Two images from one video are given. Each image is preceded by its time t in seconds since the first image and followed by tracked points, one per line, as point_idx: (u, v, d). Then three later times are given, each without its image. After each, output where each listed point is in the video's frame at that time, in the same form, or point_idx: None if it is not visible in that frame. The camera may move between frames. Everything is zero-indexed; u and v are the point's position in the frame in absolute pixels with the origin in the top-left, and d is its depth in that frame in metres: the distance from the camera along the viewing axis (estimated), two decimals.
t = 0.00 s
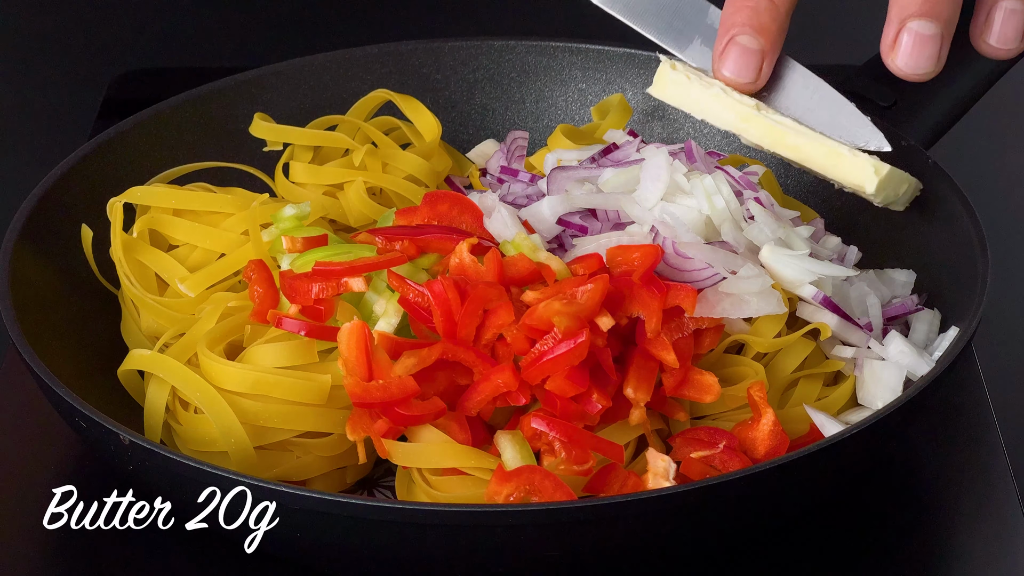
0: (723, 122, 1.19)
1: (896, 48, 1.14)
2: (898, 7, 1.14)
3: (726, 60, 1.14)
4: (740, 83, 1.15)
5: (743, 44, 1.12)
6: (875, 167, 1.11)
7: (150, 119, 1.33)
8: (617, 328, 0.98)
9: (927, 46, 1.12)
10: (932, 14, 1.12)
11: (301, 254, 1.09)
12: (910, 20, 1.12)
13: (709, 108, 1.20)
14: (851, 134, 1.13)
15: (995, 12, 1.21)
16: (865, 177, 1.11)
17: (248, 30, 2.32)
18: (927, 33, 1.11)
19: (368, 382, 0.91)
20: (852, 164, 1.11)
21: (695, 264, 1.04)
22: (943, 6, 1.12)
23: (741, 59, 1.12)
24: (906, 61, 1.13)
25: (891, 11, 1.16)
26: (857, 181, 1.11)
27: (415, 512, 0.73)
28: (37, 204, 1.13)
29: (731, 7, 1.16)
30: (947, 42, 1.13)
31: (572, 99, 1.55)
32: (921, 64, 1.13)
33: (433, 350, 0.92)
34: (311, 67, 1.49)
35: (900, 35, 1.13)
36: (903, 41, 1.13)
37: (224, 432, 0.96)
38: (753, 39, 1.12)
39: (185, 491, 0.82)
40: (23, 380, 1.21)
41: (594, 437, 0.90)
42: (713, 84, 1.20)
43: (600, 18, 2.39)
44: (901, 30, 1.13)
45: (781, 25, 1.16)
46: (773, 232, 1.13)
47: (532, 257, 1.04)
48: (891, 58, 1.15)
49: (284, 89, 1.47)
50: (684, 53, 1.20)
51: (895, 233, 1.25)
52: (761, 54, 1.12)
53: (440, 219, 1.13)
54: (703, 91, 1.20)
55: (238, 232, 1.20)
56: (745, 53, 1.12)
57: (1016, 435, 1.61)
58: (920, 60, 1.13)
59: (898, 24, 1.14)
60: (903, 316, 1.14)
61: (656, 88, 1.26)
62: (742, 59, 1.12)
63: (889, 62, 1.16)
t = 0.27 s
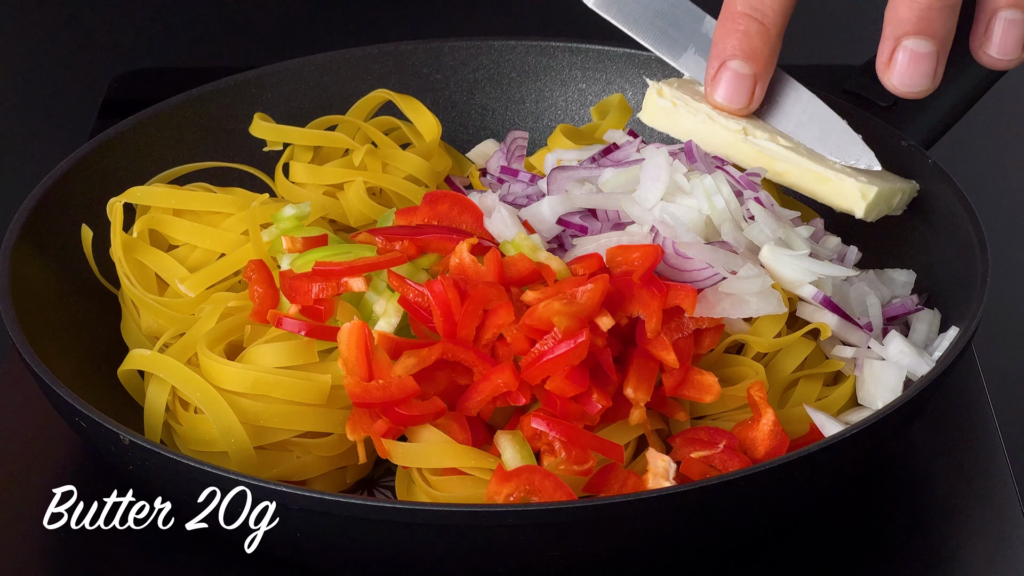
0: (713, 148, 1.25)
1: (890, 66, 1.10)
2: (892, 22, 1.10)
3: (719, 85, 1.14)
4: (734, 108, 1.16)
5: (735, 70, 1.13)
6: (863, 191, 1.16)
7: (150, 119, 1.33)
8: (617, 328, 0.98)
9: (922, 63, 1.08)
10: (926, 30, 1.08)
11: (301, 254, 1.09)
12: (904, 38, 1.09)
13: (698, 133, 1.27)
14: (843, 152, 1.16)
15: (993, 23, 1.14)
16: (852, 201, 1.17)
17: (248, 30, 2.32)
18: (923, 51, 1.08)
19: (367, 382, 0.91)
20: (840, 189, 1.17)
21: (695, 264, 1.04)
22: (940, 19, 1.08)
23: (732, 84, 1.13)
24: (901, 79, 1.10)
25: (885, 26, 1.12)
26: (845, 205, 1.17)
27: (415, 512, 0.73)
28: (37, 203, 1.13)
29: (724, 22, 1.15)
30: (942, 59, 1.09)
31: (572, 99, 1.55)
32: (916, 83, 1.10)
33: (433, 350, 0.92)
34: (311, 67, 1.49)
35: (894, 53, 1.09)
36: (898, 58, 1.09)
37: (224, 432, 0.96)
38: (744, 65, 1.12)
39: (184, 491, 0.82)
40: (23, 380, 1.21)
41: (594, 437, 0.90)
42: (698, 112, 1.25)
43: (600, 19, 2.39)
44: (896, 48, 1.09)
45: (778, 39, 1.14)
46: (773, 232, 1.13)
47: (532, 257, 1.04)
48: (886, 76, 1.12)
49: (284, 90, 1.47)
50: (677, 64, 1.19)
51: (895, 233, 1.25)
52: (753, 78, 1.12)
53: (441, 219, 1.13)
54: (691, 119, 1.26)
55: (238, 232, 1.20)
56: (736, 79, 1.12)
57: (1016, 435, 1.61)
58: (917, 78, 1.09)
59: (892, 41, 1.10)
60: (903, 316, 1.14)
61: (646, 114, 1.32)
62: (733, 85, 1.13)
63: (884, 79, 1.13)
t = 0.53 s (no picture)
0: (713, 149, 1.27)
1: (916, 72, 1.09)
2: (917, 26, 1.08)
3: (747, 101, 1.18)
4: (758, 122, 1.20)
5: (761, 87, 1.16)
6: (862, 200, 1.18)
7: (150, 119, 1.33)
8: (617, 328, 0.98)
9: (949, 68, 1.07)
10: (952, 34, 1.06)
11: (301, 254, 1.09)
12: (930, 43, 1.07)
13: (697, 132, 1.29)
14: (844, 160, 1.19)
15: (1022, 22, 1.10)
16: (849, 208, 1.19)
17: (248, 30, 2.32)
18: (950, 56, 1.06)
19: (368, 382, 0.91)
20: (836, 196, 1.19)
21: (695, 264, 1.04)
22: (967, 23, 1.06)
23: (759, 101, 1.17)
24: (927, 85, 1.09)
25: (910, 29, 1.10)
26: (842, 212, 1.19)
27: (415, 512, 0.73)
28: (37, 203, 1.13)
29: (749, 38, 1.18)
30: (969, 62, 1.08)
31: (572, 99, 1.55)
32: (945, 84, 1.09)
33: (433, 350, 0.92)
34: (311, 67, 1.49)
35: (920, 59, 1.08)
36: (924, 64, 1.08)
37: (224, 432, 0.96)
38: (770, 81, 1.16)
39: (184, 491, 0.82)
40: (23, 380, 1.21)
41: (594, 437, 0.90)
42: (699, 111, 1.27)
43: (600, 19, 2.39)
44: (922, 53, 1.08)
45: (802, 50, 1.17)
46: (773, 232, 1.13)
47: (532, 257, 1.04)
48: (912, 79, 1.10)
49: (284, 90, 1.47)
50: (680, 66, 1.26)
51: (895, 233, 1.25)
52: (779, 93, 1.16)
53: (441, 219, 1.13)
54: (692, 119, 1.28)
55: (238, 232, 1.20)
56: (762, 96, 1.16)
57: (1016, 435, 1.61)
58: (945, 82, 1.08)
59: (917, 46, 1.09)
60: (903, 316, 1.15)
61: (646, 112, 1.34)
62: (759, 101, 1.17)
63: (910, 82, 1.12)
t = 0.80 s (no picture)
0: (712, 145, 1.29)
1: (936, 89, 1.12)
2: (935, 46, 1.13)
3: (765, 117, 1.23)
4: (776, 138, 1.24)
5: (779, 103, 1.21)
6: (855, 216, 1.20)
7: (150, 119, 1.33)
8: (617, 328, 0.98)
9: (968, 85, 1.10)
10: (970, 51, 1.10)
11: (301, 254, 1.09)
12: (949, 60, 1.11)
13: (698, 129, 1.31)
14: (840, 176, 1.25)
15: None
16: (842, 220, 1.21)
17: (248, 30, 2.32)
18: (968, 73, 1.10)
19: (368, 382, 0.91)
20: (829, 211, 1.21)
21: (695, 265, 1.04)
22: (984, 40, 1.10)
23: (778, 117, 1.21)
24: (947, 101, 1.11)
25: (927, 50, 1.14)
26: (834, 223, 1.22)
27: (415, 512, 0.73)
28: (37, 203, 1.13)
29: (767, 55, 1.22)
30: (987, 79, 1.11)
31: (572, 99, 1.55)
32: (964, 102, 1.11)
33: (433, 350, 0.92)
34: (311, 67, 1.49)
35: (939, 76, 1.11)
36: (944, 81, 1.11)
37: (224, 432, 0.96)
38: (788, 97, 1.21)
39: (184, 491, 0.82)
40: (23, 380, 1.21)
41: (594, 437, 0.90)
42: (706, 107, 1.29)
43: (601, 20, 2.39)
44: (940, 71, 1.12)
45: (819, 66, 1.22)
46: (773, 233, 1.13)
47: (532, 257, 1.04)
48: (932, 98, 1.13)
49: (284, 90, 1.47)
50: (683, 64, 1.32)
51: (895, 233, 1.25)
52: (797, 110, 1.21)
53: (441, 219, 1.13)
54: (696, 114, 1.30)
55: (238, 232, 1.20)
56: (780, 112, 1.21)
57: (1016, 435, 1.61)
58: (965, 97, 1.10)
59: (936, 64, 1.12)
60: (903, 316, 1.15)
61: (649, 101, 1.36)
62: (778, 116, 1.21)
63: (929, 103, 1.15)
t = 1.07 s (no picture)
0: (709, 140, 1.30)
1: (933, 89, 1.12)
2: (931, 45, 1.12)
3: (770, 122, 1.23)
4: (785, 144, 1.25)
5: (783, 109, 1.21)
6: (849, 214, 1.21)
7: (150, 119, 1.33)
8: (617, 328, 0.98)
9: (965, 84, 1.10)
10: (965, 50, 1.10)
11: (301, 254, 1.09)
12: (944, 59, 1.10)
13: (696, 123, 1.32)
14: (835, 175, 1.26)
15: None
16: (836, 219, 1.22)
17: (249, 30, 2.32)
18: (964, 72, 1.09)
19: (368, 382, 0.91)
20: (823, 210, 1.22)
21: (695, 265, 1.04)
22: (979, 38, 1.09)
23: (783, 123, 1.21)
24: (945, 101, 1.11)
25: (923, 49, 1.14)
26: (829, 220, 1.22)
27: (415, 512, 0.73)
28: (37, 203, 1.13)
29: (768, 62, 1.22)
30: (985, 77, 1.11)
31: (572, 98, 1.55)
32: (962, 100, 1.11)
33: (433, 350, 0.92)
34: (311, 67, 1.49)
35: (935, 75, 1.11)
36: (941, 79, 1.11)
37: (224, 432, 0.96)
38: (791, 103, 1.21)
39: (184, 491, 0.82)
40: (23, 380, 1.21)
41: (594, 437, 0.90)
42: (703, 102, 1.31)
43: (601, 20, 2.40)
44: (937, 70, 1.11)
45: (822, 69, 1.21)
46: (773, 233, 1.13)
47: (532, 257, 1.04)
48: (929, 97, 1.13)
49: (284, 90, 1.47)
50: (681, 59, 1.32)
51: (895, 234, 1.25)
52: (802, 115, 1.21)
53: (441, 219, 1.13)
54: (693, 107, 1.32)
55: (238, 232, 1.20)
56: (785, 118, 1.21)
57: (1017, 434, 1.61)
58: (963, 96, 1.10)
59: (932, 63, 1.12)
60: (903, 315, 1.15)
61: (647, 95, 1.37)
62: (782, 122, 1.22)
63: (927, 102, 1.14)
